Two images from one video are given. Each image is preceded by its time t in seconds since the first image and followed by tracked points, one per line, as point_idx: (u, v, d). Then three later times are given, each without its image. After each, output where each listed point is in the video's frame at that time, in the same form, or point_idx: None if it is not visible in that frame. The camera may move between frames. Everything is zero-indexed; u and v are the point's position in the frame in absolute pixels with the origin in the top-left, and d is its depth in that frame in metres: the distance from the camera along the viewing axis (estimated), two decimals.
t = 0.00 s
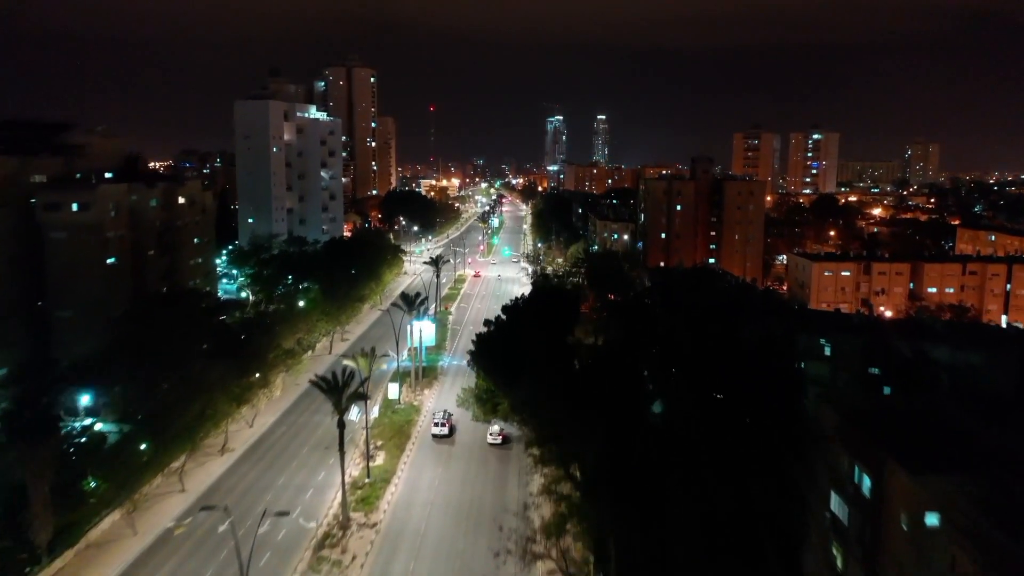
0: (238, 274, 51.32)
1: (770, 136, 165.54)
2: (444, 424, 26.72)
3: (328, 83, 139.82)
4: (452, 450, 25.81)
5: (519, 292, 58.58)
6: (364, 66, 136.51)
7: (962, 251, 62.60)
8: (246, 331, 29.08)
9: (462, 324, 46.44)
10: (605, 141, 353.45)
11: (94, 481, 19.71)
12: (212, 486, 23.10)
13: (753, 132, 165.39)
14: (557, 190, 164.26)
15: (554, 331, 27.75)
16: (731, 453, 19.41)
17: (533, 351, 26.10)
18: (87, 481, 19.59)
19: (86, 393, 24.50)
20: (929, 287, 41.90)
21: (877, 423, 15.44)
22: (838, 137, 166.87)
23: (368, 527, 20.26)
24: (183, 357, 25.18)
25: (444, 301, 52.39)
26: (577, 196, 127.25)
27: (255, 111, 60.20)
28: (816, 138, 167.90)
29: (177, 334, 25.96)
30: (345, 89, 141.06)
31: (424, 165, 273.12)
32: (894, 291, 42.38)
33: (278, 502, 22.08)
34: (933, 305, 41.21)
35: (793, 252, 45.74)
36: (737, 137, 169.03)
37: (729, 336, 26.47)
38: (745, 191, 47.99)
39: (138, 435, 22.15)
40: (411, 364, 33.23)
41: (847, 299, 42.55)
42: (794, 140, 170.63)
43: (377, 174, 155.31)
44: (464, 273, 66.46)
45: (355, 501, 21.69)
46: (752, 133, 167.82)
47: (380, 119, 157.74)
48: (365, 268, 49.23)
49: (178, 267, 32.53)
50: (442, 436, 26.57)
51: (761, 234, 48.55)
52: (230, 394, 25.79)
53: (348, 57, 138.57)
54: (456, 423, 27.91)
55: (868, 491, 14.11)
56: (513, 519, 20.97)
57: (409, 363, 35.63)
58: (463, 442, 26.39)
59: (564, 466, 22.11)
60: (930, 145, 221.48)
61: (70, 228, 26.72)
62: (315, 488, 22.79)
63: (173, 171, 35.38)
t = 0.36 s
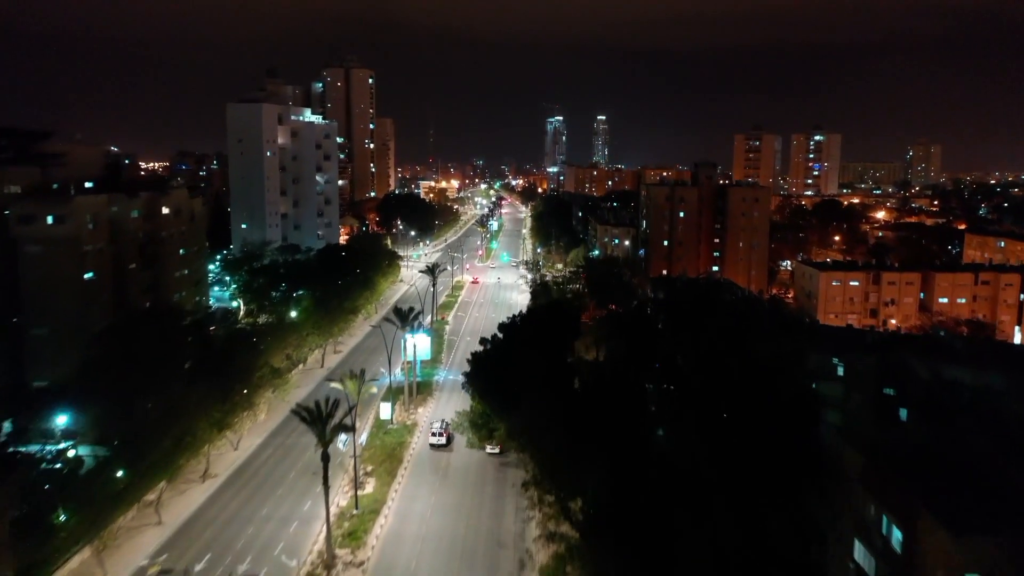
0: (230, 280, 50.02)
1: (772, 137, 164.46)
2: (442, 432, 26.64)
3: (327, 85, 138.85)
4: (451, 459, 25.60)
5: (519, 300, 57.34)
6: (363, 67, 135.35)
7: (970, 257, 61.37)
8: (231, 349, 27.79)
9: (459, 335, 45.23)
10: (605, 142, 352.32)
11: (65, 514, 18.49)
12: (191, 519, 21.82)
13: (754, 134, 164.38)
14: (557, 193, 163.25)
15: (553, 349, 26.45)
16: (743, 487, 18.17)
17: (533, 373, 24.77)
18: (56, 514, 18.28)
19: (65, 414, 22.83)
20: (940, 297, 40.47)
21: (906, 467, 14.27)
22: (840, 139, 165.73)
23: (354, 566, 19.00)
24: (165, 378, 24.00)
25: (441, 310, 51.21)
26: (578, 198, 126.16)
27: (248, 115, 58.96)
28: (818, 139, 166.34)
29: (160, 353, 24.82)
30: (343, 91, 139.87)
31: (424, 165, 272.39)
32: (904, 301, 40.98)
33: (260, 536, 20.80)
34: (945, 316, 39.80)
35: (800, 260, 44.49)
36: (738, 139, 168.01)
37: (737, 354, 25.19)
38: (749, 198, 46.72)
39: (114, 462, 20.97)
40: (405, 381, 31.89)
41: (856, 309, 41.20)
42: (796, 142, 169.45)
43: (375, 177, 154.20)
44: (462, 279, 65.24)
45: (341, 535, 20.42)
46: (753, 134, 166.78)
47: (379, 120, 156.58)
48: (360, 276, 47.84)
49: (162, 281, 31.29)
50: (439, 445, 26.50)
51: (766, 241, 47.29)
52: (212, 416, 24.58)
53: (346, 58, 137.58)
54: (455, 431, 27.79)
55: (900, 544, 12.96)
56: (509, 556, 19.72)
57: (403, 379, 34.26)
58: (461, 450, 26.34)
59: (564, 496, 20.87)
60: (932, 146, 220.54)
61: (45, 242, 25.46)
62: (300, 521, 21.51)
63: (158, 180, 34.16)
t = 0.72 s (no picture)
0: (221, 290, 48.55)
1: (773, 139, 163.14)
2: (439, 445, 26.81)
3: (324, 86, 137.31)
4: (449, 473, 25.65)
5: (517, 309, 56.00)
6: (360, 68, 133.83)
7: (979, 265, 59.99)
8: (212, 373, 26.39)
9: (456, 349, 43.94)
10: (605, 142, 351.36)
11: (26, 559, 16.90)
12: (163, 561, 20.34)
13: (755, 136, 163.00)
14: (557, 194, 161.85)
15: (551, 375, 25.01)
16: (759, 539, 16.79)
17: (531, 404, 23.31)
18: (18, 559, 16.70)
19: (35, 445, 21.78)
20: (952, 310, 39.10)
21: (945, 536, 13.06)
22: (842, 140, 164.20)
23: None
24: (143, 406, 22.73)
25: (437, 321, 49.89)
26: (577, 201, 124.73)
27: (239, 119, 57.53)
28: (820, 141, 164.29)
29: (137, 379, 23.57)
30: (341, 92, 138.22)
31: (423, 166, 270.81)
32: (915, 314, 39.59)
33: None
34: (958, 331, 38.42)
35: (808, 272, 43.13)
36: (739, 140, 166.67)
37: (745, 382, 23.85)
38: (754, 206, 45.33)
39: (84, 495, 19.44)
40: (396, 403, 30.47)
41: (866, 323, 39.92)
42: (797, 143, 167.89)
43: (373, 178, 152.76)
44: (459, 287, 63.90)
45: None
46: (755, 136, 165.24)
47: (376, 122, 155.09)
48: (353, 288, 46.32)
49: (140, 299, 29.89)
50: (435, 457, 26.66)
51: (771, 250, 45.87)
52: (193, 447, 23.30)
53: (344, 59, 136.04)
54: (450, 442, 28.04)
55: None
56: None
57: (395, 400, 32.82)
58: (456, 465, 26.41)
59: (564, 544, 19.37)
60: (933, 147, 219.46)
61: (13, 261, 24.04)
62: (280, 564, 20.07)
63: (140, 192, 32.77)
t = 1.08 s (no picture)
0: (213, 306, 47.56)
1: (774, 141, 161.98)
2: (436, 457, 26.92)
3: (321, 88, 135.99)
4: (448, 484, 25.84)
5: (515, 318, 54.67)
6: (358, 70, 132.59)
7: (988, 274, 58.55)
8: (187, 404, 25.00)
9: (452, 363, 42.59)
10: (605, 143, 350.53)
11: None
12: None
13: (756, 138, 161.73)
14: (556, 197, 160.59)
15: (549, 405, 23.64)
16: None
17: (527, 438, 21.89)
18: None
19: (2, 474, 19.08)
20: (966, 325, 37.69)
21: None
22: (843, 143, 162.81)
23: None
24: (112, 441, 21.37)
25: (433, 333, 48.52)
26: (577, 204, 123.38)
27: (231, 124, 56.19)
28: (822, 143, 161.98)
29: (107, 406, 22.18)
30: (338, 93, 136.95)
31: (422, 167, 269.50)
32: (927, 329, 38.19)
33: None
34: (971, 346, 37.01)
35: (815, 284, 41.72)
36: (740, 142, 165.49)
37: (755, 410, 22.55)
38: (760, 216, 43.94)
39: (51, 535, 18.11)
40: (387, 427, 29.07)
41: (876, 337, 38.53)
42: (798, 146, 166.53)
43: (371, 181, 151.54)
44: (456, 295, 62.54)
45: None
46: (756, 138, 163.91)
47: (374, 124, 153.86)
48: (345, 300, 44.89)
49: (118, 317, 28.56)
50: (434, 469, 26.77)
51: (777, 261, 44.45)
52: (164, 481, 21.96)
53: (342, 61, 134.76)
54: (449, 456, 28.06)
55: None
56: None
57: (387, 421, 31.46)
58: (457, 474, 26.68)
59: None
60: (935, 149, 218.36)
61: None
62: None
63: (120, 205, 31.44)
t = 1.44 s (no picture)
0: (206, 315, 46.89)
1: (775, 144, 160.75)
2: (433, 470, 27.11)
3: (318, 90, 134.59)
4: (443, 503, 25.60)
5: (513, 329, 53.33)
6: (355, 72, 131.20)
7: (998, 283, 57.08)
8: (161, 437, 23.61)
9: (448, 380, 41.14)
10: (605, 144, 349.19)
11: None
12: None
13: (757, 140, 160.42)
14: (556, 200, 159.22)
15: (547, 436, 22.22)
16: None
17: (523, 475, 20.44)
18: None
19: None
20: (981, 341, 36.17)
21: None
22: (845, 145, 161.21)
23: None
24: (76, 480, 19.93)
25: (429, 346, 47.15)
26: (577, 208, 122.09)
27: (222, 130, 54.82)
28: (821, 146, 163.11)
29: (73, 439, 20.71)
30: (336, 95, 135.61)
31: (422, 168, 268.17)
32: (941, 345, 36.72)
33: None
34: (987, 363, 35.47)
35: (823, 297, 40.30)
36: (741, 144, 164.25)
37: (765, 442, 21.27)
38: (766, 226, 42.57)
39: None
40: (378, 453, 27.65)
41: (887, 353, 37.12)
42: (800, 148, 165.21)
43: (370, 184, 150.24)
44: (453, 304, 61.13)
45: None
46: (757, 140, 162.75)
47: (372, 126, 152.53)
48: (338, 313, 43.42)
49: (95, 340, 27.21)
50: (430, 482, 26.91)
51: (784, 273, 43.09)
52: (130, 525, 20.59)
53: (339, 63, 133.44)
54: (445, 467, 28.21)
55: None
56: None
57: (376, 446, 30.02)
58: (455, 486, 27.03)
59: None
60: (936, 151, 217.13)
61: None
62: None
63: (99, 221, 30.13)
